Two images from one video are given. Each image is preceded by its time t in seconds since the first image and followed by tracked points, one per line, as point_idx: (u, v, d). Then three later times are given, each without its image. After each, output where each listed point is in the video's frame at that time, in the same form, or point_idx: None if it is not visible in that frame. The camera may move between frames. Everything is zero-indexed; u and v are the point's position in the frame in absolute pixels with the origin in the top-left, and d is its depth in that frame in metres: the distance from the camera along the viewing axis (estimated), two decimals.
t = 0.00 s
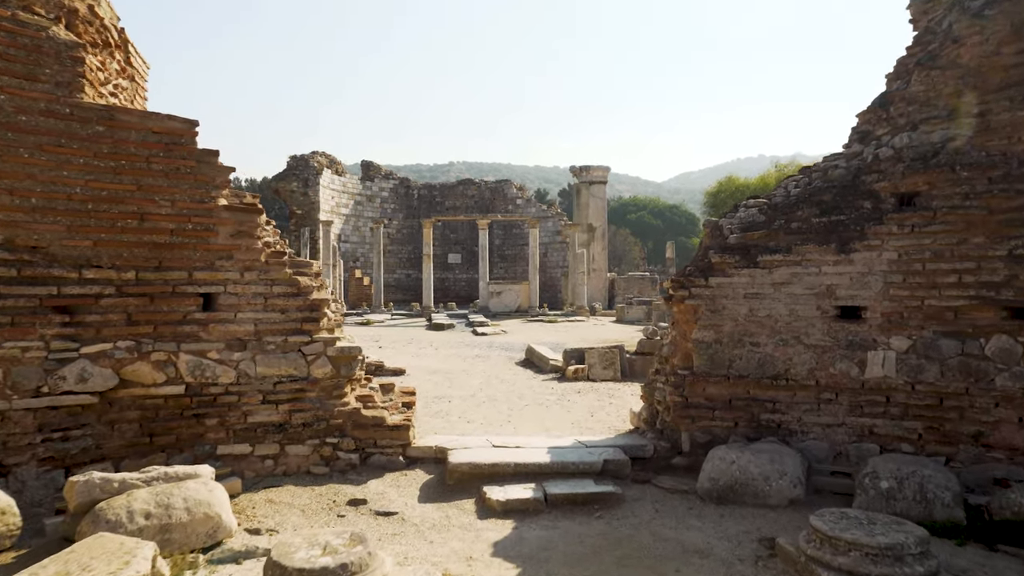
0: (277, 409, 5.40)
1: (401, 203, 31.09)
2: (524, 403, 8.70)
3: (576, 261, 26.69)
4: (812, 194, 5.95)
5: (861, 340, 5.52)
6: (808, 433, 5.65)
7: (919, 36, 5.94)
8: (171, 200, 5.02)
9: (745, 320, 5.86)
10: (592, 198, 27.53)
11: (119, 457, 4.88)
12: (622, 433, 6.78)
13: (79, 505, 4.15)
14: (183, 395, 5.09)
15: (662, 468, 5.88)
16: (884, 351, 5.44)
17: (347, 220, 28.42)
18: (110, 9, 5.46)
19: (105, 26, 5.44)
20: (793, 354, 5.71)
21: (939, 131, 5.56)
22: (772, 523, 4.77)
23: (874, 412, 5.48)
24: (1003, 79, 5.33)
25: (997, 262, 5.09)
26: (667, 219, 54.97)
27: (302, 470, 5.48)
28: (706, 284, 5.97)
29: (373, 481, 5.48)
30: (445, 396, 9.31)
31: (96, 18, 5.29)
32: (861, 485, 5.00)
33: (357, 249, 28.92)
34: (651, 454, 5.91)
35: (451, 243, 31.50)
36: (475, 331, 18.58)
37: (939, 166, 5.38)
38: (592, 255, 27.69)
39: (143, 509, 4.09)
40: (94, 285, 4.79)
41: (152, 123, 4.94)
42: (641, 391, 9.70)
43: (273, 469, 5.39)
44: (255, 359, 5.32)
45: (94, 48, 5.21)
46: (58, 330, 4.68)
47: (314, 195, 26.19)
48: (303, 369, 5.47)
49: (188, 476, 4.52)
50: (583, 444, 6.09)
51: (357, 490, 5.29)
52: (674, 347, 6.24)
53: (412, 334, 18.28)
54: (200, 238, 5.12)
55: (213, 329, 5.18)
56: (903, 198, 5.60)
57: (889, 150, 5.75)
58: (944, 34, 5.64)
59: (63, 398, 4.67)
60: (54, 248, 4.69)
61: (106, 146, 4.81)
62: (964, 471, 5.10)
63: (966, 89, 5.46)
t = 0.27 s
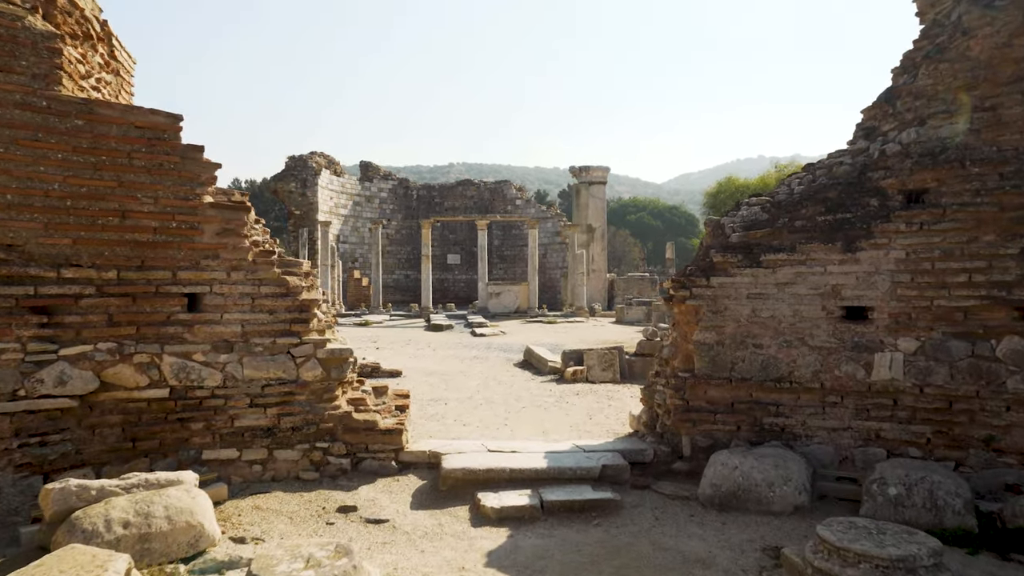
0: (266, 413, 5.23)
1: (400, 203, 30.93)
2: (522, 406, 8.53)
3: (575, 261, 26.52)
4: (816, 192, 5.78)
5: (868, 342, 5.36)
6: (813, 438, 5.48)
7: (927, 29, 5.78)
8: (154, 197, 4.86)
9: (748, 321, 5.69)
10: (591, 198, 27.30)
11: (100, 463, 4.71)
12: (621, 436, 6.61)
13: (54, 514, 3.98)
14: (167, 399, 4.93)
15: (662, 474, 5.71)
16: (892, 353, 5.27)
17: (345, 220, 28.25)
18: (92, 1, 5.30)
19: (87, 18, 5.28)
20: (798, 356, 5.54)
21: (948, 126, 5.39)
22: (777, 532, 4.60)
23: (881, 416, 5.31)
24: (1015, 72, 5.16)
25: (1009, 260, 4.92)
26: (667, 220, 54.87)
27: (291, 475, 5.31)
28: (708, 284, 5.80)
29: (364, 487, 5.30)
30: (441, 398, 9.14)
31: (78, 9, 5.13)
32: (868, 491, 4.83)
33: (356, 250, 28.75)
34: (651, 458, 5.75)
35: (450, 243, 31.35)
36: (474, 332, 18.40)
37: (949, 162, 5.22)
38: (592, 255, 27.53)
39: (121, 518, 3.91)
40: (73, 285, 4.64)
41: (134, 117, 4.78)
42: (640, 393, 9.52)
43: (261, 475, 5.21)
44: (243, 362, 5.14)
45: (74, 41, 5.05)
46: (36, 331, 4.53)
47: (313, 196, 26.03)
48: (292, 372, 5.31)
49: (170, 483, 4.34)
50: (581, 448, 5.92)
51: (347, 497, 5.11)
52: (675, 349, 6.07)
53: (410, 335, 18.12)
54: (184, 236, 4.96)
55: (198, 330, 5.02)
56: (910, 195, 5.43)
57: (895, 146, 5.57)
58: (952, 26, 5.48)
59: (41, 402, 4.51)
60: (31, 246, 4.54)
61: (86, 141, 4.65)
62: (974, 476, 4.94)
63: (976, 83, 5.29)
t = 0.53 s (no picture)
0: (252, 417, 5.03)
1: (400, 203, 30.72)
2: (520, 408, 8.33)
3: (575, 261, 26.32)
4: (824, 188, 5.59)
5: (878, 343, 5.16)
6: (821, 442, 5.28)
7: (938, 20, 5.58)
8: (134, 193, 4.67)
9: (753, 322, 5.49)
10: (591, 198, 27.11)
11: (78, 469, 4.52)
12: (622, 440, 6.41)
13: (25, 525, 3.78)
14: (148, 403, 4.73)
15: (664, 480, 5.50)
16: (903, 355, 5.07)
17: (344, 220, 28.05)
18: None
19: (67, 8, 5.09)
20: (805, 358, 5.34)
21: (961, 120, 5.20)
22: (784, 542, 4.40)
23: (892, 420, 5.11)
24: None
25: None
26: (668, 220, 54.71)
27: (279, 481, 5.10)
28: (712, 283, 5.60)
29: (354, 494, 5.09)
30: (438, 400, 8.94)
31: None
32: (879, 499, 4.63)
33: (355, 250, 28.55)
34: (653, 464, 5.55)
35: (450, 243, 31.16)
36: (473, 333, 18.20)
37: (962, 157, 5.03)
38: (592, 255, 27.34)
39: (95, 529, 3.71)
40: (49, 284, 4.45)
41: (113, 110, 4.61)
42: (642, 395, 9.31)
43: (247, 481, 5.01)
44: (228, 364, 4.95)
45: (53, 31, 4.86)
46: (9, 332, 4.34)
47: (312, 195, 25.85)
48: (280, 374, 5.11)
49: (149, 492, 4.12)
50: (580, 453, 5.72)
51: (337, 504, 4.91)
52: (677, 350, 5.87)
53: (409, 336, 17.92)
54: (166, 234, 4.77)
55: (181, 331, 4.82)
56: (922, 190, 5.24)
57: (906, 141, 5.37)
58: (966, 16, 5.28)
59: (15, 406, 4.32)
60: (4, 244, 4.35)
61: (63, 134, 4.47)
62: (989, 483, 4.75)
63: (991, 74, 5.09)
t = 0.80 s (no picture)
0: (240, 421, 4.81)
1: (400, 202, 30.51)
2: (521, 410, 8.11)
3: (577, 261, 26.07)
4: (836, 181, 5.37)
5: (893, 343, 4.93)
6: (833, 447, 5.05)
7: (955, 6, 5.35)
8: (115, 185, 4.48)
9: (763, 321, 5.27)
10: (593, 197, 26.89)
11: (55, 476, 4.31)
12: (625, 444, 6.19)
13: None
14: (130, 406, 4.52)
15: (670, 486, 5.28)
16: (919, 355, 4.85)
17: (345, 219, 27.85)
18: None
19: None
20: (816, 358, 5.11)
21: (981, 109, 4.97)
22: (796, 553, 4.18)
23: (909, 424, 4.88)
24: None
25: None
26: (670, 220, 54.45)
27: (268, 488, 4.89)
28: (719, 281, 5.37)
29: (346, 501, 4.87)
30: (437, 401, 8.73)
31: None
32: (896, 507, 4.40)
33: (356, 249, 28.35)
34: (657, 469, 5.33)
35: (451, 243, 30.94)
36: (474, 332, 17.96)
37: (982, 148, 4.81)
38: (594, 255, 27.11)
39: (67, 541, 3.49)
40: (25, 281, 4.26)
41: (92, 98, 4.42)
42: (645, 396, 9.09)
43: (235, 488, 4.80)
44: (215, 366, 4.73)
45: (29, 16, 4.68)
46: None
47: (312, 194, 25.66)
48: (269, 376, 4.90)
49: (127, 501, 3.91)
50: (582, 458, 5.50)
51: (328, 512, 4.68)
52: (683, 351, 5.66)
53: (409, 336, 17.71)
54: (149, 228, 4.57)
55: (165, 331, 4.61)
56: (939, 183, 5.02)
57: (922, 132, 5.14)
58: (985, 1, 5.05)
59: None
60: None
61: (38, 124, 4.29)
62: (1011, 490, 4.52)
63: (1012, 62, 4.87)
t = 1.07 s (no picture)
0: (229, 424, 4.62)
1: (401, 199, 30.31)
2: (522, 411, 7.93)
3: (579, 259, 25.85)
4: (847, 176, 5.22)
5: (908, 344, 4.74)
6: (846, 451, 4.85)
7: None
8: (98, 179, 4.29)
9: (774, 320, 5.07)
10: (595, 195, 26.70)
11: (35, 482, 4.15)
12: (630, 446, 6.01)
13: None
14: (114, 408, 4.34)
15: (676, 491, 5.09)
16: (937, 356, 4.65)
17: (345, 217, 27.67)
18: None
19: None
20: (829, 359, 4.92)
21: (1000, 99, 4.76)
22: (809, 563, 3.98)
23: (925, 427, 4.69)
24: None
25: None
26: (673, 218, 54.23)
27: (258, 493, 4.70)
28: (728, 279, 5.18)
29: (340, 508, 4.68)
30: (436, 402, 8.54)
31: None
32: (913, 514, 4.20)
33: (356, 247, 28.17)
34: (663, 473, 5.15)
35: (452, 241, 30.75)
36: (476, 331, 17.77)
37: (1003, 139, 4.60)
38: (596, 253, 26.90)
39: (42, 553, 3.30)
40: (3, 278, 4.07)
41: (74, 88, 4.24)
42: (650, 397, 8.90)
43: (224, 494, 4.61)
44: (204, 366, 4.54)
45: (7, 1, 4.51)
46: None
47: (312, 192, 25.48)
48: (260, 377, 4.71)
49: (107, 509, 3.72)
50: (584, 462, 5.31)
51: (320, 519, 4.50)
52: (690, 351, 5.49)
53: (410, 335, 17.52)
54: (133, 224, 4.39)
55: (151, 330, 4.42)
56: (956, 177, 4.85)
57: (939, 123, 4.94)
58: None
59: None
60: None
61: (17, 115, 4.11)
62: None
63: None
